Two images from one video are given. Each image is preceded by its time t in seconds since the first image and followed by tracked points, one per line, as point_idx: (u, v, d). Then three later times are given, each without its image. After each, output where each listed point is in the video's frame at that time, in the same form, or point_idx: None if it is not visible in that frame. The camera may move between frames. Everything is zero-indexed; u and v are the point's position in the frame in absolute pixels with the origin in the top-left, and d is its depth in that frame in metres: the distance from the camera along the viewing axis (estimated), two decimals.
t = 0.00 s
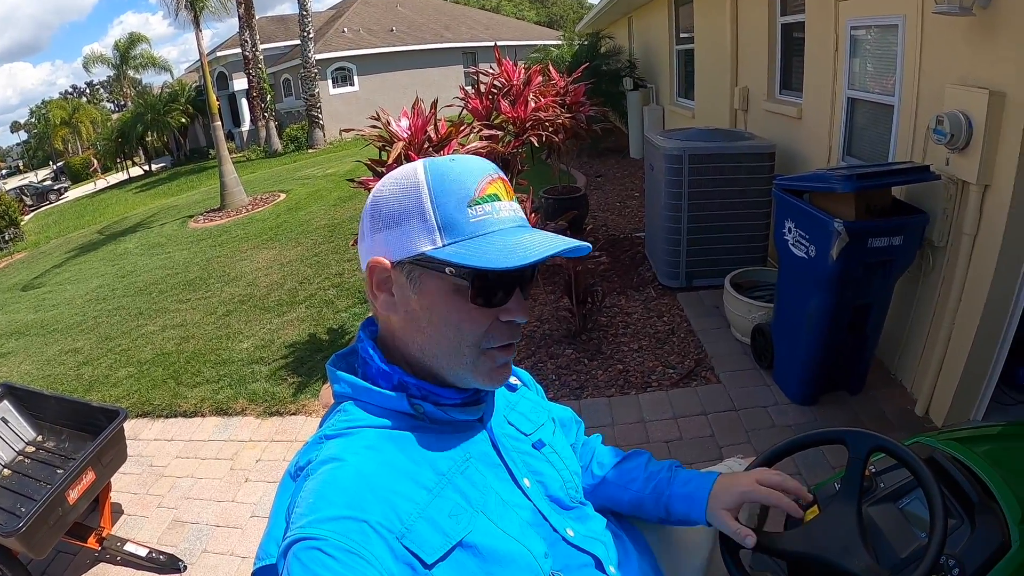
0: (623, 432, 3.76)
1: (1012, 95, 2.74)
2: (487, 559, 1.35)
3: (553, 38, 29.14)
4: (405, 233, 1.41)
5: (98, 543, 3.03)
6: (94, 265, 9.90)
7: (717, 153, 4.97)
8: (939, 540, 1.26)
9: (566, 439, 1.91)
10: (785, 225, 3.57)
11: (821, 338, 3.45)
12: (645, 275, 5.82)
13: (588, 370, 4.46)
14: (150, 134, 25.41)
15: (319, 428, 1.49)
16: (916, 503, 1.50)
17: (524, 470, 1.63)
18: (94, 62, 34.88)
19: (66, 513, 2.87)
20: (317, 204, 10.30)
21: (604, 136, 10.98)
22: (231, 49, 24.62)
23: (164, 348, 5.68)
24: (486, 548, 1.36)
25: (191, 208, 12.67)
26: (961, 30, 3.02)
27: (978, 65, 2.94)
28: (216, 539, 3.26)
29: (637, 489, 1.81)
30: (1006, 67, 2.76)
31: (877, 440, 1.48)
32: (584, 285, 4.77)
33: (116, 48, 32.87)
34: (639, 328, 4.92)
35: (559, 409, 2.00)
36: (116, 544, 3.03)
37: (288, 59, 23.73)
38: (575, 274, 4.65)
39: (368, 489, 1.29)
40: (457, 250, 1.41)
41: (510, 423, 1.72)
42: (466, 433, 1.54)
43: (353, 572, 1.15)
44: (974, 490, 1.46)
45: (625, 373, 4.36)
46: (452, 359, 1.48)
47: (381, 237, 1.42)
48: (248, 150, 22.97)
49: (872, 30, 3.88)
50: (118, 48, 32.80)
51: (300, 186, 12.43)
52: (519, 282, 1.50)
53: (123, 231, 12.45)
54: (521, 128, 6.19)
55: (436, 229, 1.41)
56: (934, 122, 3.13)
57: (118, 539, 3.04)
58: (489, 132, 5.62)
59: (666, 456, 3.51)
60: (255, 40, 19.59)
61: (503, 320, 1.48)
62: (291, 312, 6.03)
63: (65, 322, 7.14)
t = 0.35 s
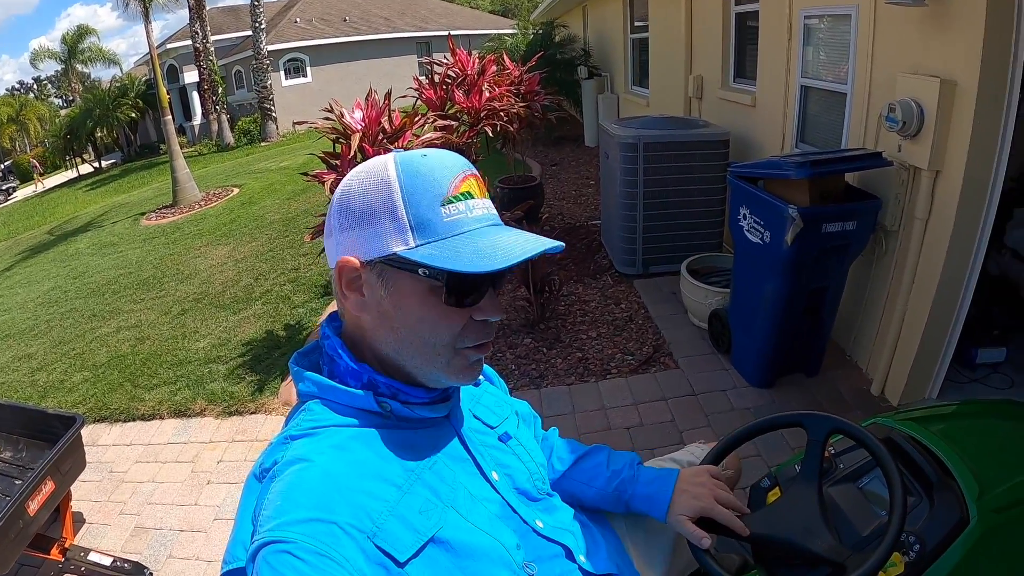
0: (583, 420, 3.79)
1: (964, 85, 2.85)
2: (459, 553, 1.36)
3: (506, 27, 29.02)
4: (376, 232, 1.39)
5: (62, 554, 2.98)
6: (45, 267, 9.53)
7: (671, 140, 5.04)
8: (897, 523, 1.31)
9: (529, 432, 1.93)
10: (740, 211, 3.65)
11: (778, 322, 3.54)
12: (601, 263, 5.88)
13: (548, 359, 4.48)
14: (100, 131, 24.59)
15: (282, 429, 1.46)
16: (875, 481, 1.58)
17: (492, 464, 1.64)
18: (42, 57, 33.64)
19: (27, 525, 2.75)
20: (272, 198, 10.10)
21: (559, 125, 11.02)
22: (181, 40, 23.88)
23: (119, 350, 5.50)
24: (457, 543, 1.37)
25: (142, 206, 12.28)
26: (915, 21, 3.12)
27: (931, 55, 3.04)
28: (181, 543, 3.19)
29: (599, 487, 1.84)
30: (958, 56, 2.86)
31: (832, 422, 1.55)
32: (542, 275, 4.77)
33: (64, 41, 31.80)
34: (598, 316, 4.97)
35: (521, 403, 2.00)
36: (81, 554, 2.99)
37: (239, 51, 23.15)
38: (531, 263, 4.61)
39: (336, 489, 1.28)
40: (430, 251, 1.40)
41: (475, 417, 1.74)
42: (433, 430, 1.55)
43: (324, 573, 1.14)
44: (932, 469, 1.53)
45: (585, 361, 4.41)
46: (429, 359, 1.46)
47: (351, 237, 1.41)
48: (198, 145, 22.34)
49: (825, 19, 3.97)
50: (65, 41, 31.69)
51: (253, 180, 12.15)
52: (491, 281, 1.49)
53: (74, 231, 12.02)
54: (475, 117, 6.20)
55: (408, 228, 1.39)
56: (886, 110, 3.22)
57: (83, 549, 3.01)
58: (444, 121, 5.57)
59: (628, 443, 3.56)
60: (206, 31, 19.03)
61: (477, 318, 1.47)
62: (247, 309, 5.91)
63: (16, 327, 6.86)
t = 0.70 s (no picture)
0: (546, 406, 3.82)
1: (912, 72, 2.96)
2: (456, 542, 1.42)
3: (454, 17, 28.77)
4: (306, 226, 1.46)
5: (25, 572, 2.85)
6: None
7: (624, 128, 5.09)
8: (872, 485, 1.40)
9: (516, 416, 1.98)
10: (694, 195, 3.70)
11: (735, 303, 3.63)
12: (557, 250, 5.91)
13: (508, 347, 4.50)
14: (38, 130, 23.56)
15: (270, 424, 1.56)
16: (846, 450, 1.59)
17: (483, 452, 1.67)
18: None
19: None
20: (220, 195, 9.83)
21: (509, 114, 11.01)
22: (124, 34, 22.96)
23: (69, 356, 5.29)
24: (452, 533, 1.42)
25: (84, 206, 11.79)
26: (865, 10, 3.22)
27: (881, 43, 3.14)
28: (148, 553, 3.10)
29: (587, 460, 1.90)
30: (907, 43, 2.97)
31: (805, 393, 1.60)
32: (498, 264, 4.78)
33: None
34: (555, 302, 5.01)
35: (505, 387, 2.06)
36: (44, 570, 2.84)
37: (183, 44, 22.40)
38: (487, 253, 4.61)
39: (326, 488, 1.32)
40: (341, 238, 1.41)
41: (465, 406, 1.74)
42: (421, 420, 1.59)
43: (313, 571, 1.18)
44: (898, 433, 1.60)
45: (544, 348, 4.44)
46: (368, 348, 1.49)
47: (295, 235, 1.50)
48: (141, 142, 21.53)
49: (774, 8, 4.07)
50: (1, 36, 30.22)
51: (199, 176, 11.79)
52: (421, 266, 1.48)
53: (10, 235, 11.46)
54: (428, 108, 6.20)
55: (324, 219, 1.43)
56: (837, 96, 3.32)
57: (46, 566, 2.86)
58: (396, 112, 5.50)
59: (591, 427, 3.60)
60: (149, 24, 18.34)
61: (411, 305, 1.48)
62: (200, 308, 5.76)
63: None
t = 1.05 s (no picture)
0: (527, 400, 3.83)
1: (881, 68, 3.04)
2: (485, 541, 1.43)
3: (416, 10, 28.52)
4: (329, 234, 1.47)
5: None
6: None
7: (594, 121, 5.11)
8: (867, 459, 1.47)
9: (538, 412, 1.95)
10: (668, 188, 3.74)
11: (709, 294, 3.69)
12: (527, 243, 5.91)
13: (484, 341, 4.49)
14: None
15: (290, 433, 1.56)
16: (835, 433, 1.62)
17: (508, 450, 1.66)
18: None
19: None
20: (183, 193, 9.62)
21: (474, 107, 10.96)
22: (79, 29, 22.28)
23: (36, 364, 5.13)
24: (481, 532, 1.43)
25: (43, 209, 11.43)
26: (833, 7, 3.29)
27: (849, 40, 3.21)
28: (130, 564, 3.04)
29: (629, 453, 1.88)
30: (876, 40, 3.04)
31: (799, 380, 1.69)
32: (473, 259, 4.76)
33: None
34: (529, 296, 5.03)
35: (527, 381, 2.05)
36: None
37: (141, 40, 21.82)
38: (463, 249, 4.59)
39: (352, 497, 1.32)
40: (363, 250, 1.41)
41: (487, 404, 1.74)
42: (446, 423, 1.59)
43: None
44: (886, 416, 1.65)
45: (521, 342, 4.45)
46: (388, 360, 1.50)
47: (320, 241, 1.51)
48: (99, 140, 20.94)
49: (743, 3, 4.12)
50: None
51: (161, 175, 11.52)
52: (446, 278, 1.47)
53: None
54: (398, 102, 6.10)
55: (347, 229, 1.43)
56: (807, 92, 3.37)
57: None
58: (365, 107, 5.44)
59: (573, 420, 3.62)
60: (106, 20, 17.83)
61: (433, 320, 1.47)
62: (169, 310, 5.64)
63: None
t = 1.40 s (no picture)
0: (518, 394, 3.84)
1: (868, 62, 3.07)
2: (487, 537, 1.43)
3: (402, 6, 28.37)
4: (340, 224, 1.46)
5: None
6: None
7: (583, 116, 5.12)
8: (858, 450, 1.49)
9: (540, 405, 1.95)
10: (656, 182, 3.74)
11: (698, 286, 3.71)
12: (516, 239, 5.92)
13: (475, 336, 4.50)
14: None
15: (293, 428, 1.56)
16: (826, 423, 1.65)
17: (511, 444, 1.67)
18: None
19: None
20: (169, 191, 9.55)
21: (462, 103, 10.93)
22: (63, 27, 22.04)
23: (24, 365, 5.08)
24: (483, 527, 1.43)
25: (28, 209, 11.31)
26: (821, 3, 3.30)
27: (837, 35, 3.23)
28: (122, 565, 3.02)
29: (633, 453, 1.87)
30: (863, 35, 3.07)
31: (788, 371, 1.67)
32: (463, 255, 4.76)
33: None
34: (519, 291, 5.03)
35: (529, 374, 2.01)
36: None
37: (126, 37, 21.60)
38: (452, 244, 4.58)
39: (356, 492, 1.32)
40: (375, 241, 1.41)
41: (492, 397, 1.76)
42: (451, 416, 1.59)
43: None
44: (874, 404, 1.65)
45: (511, 336, 4.46)
46: (397, 353, 1.50)
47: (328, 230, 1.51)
48: (84, 139, 20.74)
49: None
50: None
51: (148, 173, 11.43)
52: (457, 273, 1.47)
53: None
54: (386, 98, 6.06)
55: (359, 219, 1.43)
56: (795, 86, 3.39)
57: None
58: (353, 103, 5.42)
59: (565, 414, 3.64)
60: (90, 17, 17.65)
61: (442, 313, 1.48)
62: (157, 309, 5.60)
63: None
